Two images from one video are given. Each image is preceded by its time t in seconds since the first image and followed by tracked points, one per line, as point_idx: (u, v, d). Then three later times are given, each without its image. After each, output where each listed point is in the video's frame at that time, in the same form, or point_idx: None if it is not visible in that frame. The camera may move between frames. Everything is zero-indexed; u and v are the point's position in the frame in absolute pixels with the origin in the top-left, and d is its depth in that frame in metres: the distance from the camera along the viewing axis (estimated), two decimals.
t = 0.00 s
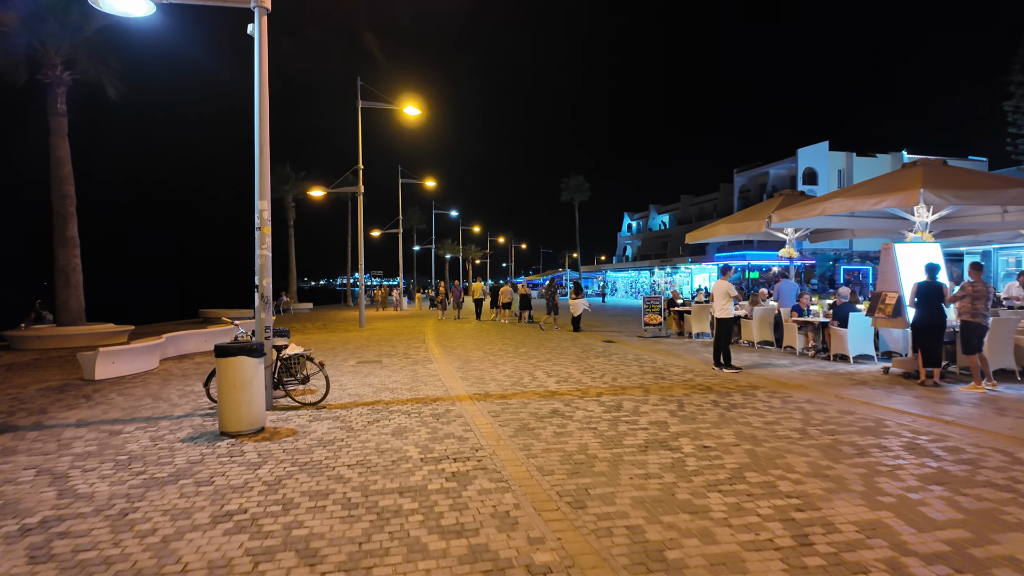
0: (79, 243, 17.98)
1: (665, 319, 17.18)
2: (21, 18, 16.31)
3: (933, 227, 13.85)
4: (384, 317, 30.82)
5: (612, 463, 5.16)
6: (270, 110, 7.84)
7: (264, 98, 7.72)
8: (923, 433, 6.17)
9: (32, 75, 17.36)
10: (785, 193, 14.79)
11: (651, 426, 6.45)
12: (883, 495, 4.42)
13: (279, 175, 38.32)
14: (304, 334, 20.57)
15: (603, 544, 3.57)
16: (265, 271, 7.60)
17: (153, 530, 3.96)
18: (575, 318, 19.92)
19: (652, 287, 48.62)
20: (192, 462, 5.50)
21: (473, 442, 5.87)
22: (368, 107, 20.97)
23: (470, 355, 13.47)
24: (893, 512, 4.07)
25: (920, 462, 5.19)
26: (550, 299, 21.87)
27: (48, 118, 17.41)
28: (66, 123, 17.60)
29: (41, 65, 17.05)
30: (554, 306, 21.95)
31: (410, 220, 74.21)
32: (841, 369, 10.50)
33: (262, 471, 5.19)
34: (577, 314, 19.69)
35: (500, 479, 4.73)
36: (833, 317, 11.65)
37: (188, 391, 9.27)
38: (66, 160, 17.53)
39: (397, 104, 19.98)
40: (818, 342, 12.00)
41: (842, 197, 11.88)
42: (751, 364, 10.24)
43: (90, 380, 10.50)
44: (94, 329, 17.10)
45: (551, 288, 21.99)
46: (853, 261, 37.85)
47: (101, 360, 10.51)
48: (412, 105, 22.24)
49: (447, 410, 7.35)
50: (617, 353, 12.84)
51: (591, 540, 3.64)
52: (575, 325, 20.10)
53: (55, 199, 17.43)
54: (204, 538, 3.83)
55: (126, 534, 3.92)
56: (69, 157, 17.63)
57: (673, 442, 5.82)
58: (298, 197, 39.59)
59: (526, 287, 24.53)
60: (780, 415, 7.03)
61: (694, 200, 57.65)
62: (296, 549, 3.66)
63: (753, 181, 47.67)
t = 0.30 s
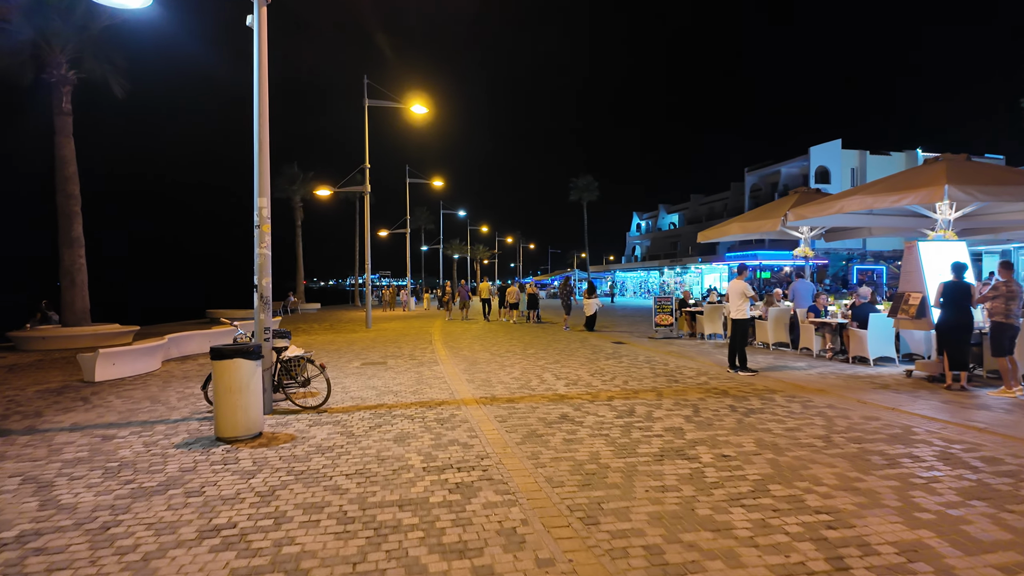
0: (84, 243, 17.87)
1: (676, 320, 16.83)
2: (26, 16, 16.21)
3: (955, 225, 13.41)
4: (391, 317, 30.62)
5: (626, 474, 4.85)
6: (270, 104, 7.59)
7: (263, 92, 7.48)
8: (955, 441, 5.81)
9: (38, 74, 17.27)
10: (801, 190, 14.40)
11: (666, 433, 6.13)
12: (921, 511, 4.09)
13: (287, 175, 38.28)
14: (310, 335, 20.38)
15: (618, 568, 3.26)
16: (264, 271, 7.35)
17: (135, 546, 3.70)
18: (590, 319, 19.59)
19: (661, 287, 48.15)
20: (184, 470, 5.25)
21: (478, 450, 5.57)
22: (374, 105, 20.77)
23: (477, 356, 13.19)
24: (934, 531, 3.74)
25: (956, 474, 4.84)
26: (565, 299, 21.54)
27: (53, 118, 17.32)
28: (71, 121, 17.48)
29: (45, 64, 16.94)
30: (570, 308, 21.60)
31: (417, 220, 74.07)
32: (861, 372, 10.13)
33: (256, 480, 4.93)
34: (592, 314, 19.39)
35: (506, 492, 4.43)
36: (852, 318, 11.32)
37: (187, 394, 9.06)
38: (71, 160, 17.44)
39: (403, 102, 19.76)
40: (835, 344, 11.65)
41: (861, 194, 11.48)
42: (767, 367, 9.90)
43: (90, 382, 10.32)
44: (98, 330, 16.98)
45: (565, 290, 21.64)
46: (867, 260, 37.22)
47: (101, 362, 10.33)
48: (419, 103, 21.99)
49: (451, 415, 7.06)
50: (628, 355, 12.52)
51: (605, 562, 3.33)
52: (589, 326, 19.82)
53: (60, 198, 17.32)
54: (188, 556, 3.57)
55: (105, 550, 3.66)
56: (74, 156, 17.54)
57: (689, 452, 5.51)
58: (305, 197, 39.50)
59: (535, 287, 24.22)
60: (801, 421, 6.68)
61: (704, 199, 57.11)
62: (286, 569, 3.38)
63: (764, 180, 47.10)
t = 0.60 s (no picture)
0: (86, 242, 17.67)
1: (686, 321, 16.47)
2: (28, 12, 16.03)
3: (977, 223, 12.99)
4: (395, 317, 30.38)
5: (642, 489, 4.53)
6: (268, 97, 7.31)
7: (260, 84, 7.20)
8: (993, 452, 5.44)
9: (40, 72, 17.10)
10: (815, 188, 14.03)
11: (682, 443, 5.79)
12: (968, 533, 3.74)
13: (292, 174, 38.13)
14: (314, 335, 20.14)
15: None
16: (261, 270, 7.07)
17: (111, 569, 3.41)
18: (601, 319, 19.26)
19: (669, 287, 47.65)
20: (172, 481, 4.96)
21: (483, 460, 5.27)
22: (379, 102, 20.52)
23: (483, 358, 12.87)
24: (986, 559, 3.39)
25: (1000, 489, 4.48)
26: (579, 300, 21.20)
27: (55, 116, 17.13)
28: (73, 120, 17.29)
29: (47, 61, 16.76)
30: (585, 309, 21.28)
31: (423, 220, 73.86)
32: (881, 376, 9.75)
33: (247, 493, 4.64)
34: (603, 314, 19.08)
35: (513, 509, 4.11)
36: (870, 319, 10.97)
37: (185, 397, 8.80)
38: (73, 159, 17.26)
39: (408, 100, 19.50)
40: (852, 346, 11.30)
41: (879, 191, 11.11)
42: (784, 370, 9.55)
43: (87, 384, 10.07)
44: (100, 331, 16.78)
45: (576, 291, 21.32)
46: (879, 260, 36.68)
47: (99, 364, 10.08)
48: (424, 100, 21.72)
49: (456, 421, 6.76)
50: (637, 357, 12.18)
51: None
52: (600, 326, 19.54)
53: (62, 197, 17.14)
54: None
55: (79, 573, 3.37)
56: (76, 155, 17.36)
57: (709, 463, 5.19)
58: (311, 196, 39.33)
59: (543, 287, 23.90)
60: (825, 429, 6.32)
61: (712, 198, 56.59)
62: None
63: (773, 179, 46.56)
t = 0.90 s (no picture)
0: (86, 242, 17.48)
1: (695, 322, 16.14)
2: (28, 10, 15.85)
3: (996, 222, 12.62)
4: (399, 318, 30.11)
5: (657, 505, 4.23)
6: (264, 90, 7.04)
7: (256, 77, 6.94)
8: None
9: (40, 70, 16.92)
10: (828, 186, 13.69)
11: (697, 453, 5.49)
12: (1017, 557, 3.43)
13: (296, 174, 37.98)
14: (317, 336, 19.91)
15: None
16: (257, 270, 6.79)
17: None
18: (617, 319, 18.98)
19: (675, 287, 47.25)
20: (159, 494, 4.69)
21: (487, 471, 4.98)
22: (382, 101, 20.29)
23: (488, 360, 12.60)
24: None
25: None
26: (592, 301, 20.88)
27: (55, 115, 16.94)
28: (73, 119, 17.10)
29: (47, 59, 16.59)
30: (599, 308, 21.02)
31: (428, 221, 73.68)
32: (899, 380, 9.42)
33: (236, 508, 4.36)
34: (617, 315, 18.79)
35: (520, 528, 3.82)
36: (887, 321, 10.62)
37: (181, 402, 8.54)
38: (73, 158, 17.07)
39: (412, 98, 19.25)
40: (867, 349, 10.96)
41: (896, 189, 10.77)
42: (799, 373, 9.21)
43: (81, 388, 9.84)
44: (99, 332, 16.57)
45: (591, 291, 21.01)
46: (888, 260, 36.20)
47: (93, 367, 9.84)
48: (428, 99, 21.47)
49: (459, 428, 6.46)
50: (646, 360, 11.87)
51: None
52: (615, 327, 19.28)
53: (62, 197, 16.96)
54: None
55: None
56: (76, 154, 17.17)
57: (727, 476, 4.90)
58: (315, 196, 39.16)
59: (548, 288, 23.60)
60: (846, 438, 6.00)
61: (718, 198, 56.17)
62: None
63: (780, 178, 46.12)
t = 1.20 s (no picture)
0: (85, 241, 17.25)
1: (704, 323, 15.79)
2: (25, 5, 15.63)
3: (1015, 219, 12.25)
4: (402, 318, 29.82)
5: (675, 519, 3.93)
6: (258, 80, 6.75)
7: (250, 66, 6.65)
8: None
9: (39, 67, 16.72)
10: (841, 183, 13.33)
11: (714, 461, 5.18)
12: None
13: (299, 173, 37.81)
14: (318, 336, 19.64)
15: None
16: (251, 267, 6.51)
17: None
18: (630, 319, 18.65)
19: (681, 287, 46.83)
20: (142, 504, 4.40)
21: (491, 480, 4.68)
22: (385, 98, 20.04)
23: (492, 361, 12.29)
24: None
25: None
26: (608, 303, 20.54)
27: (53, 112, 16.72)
28: (71, 116, 16.88)
29: (46, 56, 16.38)
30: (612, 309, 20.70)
31: (431, 220, 73.50)
32: (918, 382, 9.07)
33: (221, 521, 4.07)
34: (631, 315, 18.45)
35: (527, 546, 3.51)
36: (904, 321, 10.27)
37: (174, 404, 8.26)
38: (72, 155, 16.85)
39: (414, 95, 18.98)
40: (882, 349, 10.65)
41: (913, 185, 10.42)
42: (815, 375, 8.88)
43: (74, 390, 9.57)
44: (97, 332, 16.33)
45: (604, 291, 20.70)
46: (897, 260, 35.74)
47: (87, 368, 9.58)
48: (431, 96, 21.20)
49: (461, 433, 6.16)
50: (654, 361, 11.55)
51: None
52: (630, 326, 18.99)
53: (60, 195, 16.75)
54: None
55: None
56: (75, 151, 16.95)
57: (748, 486, 4.58)
58: (318, 195, 38.97)
59: (553, 287, 23.25)
60: (871, 445, 5.68)
61: (724, 197, 55.77)
62: None
63: (787, 177, 45.69)
